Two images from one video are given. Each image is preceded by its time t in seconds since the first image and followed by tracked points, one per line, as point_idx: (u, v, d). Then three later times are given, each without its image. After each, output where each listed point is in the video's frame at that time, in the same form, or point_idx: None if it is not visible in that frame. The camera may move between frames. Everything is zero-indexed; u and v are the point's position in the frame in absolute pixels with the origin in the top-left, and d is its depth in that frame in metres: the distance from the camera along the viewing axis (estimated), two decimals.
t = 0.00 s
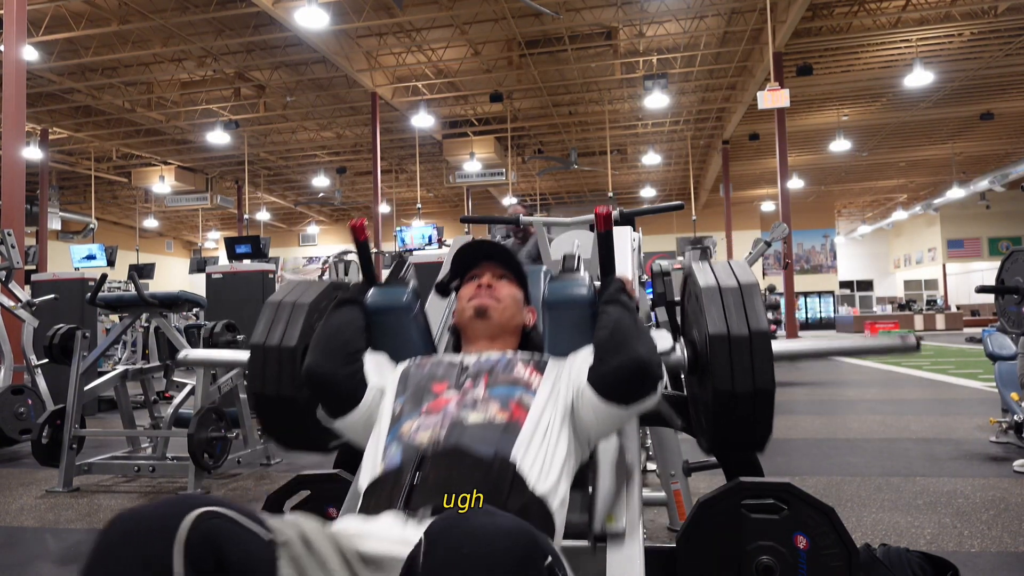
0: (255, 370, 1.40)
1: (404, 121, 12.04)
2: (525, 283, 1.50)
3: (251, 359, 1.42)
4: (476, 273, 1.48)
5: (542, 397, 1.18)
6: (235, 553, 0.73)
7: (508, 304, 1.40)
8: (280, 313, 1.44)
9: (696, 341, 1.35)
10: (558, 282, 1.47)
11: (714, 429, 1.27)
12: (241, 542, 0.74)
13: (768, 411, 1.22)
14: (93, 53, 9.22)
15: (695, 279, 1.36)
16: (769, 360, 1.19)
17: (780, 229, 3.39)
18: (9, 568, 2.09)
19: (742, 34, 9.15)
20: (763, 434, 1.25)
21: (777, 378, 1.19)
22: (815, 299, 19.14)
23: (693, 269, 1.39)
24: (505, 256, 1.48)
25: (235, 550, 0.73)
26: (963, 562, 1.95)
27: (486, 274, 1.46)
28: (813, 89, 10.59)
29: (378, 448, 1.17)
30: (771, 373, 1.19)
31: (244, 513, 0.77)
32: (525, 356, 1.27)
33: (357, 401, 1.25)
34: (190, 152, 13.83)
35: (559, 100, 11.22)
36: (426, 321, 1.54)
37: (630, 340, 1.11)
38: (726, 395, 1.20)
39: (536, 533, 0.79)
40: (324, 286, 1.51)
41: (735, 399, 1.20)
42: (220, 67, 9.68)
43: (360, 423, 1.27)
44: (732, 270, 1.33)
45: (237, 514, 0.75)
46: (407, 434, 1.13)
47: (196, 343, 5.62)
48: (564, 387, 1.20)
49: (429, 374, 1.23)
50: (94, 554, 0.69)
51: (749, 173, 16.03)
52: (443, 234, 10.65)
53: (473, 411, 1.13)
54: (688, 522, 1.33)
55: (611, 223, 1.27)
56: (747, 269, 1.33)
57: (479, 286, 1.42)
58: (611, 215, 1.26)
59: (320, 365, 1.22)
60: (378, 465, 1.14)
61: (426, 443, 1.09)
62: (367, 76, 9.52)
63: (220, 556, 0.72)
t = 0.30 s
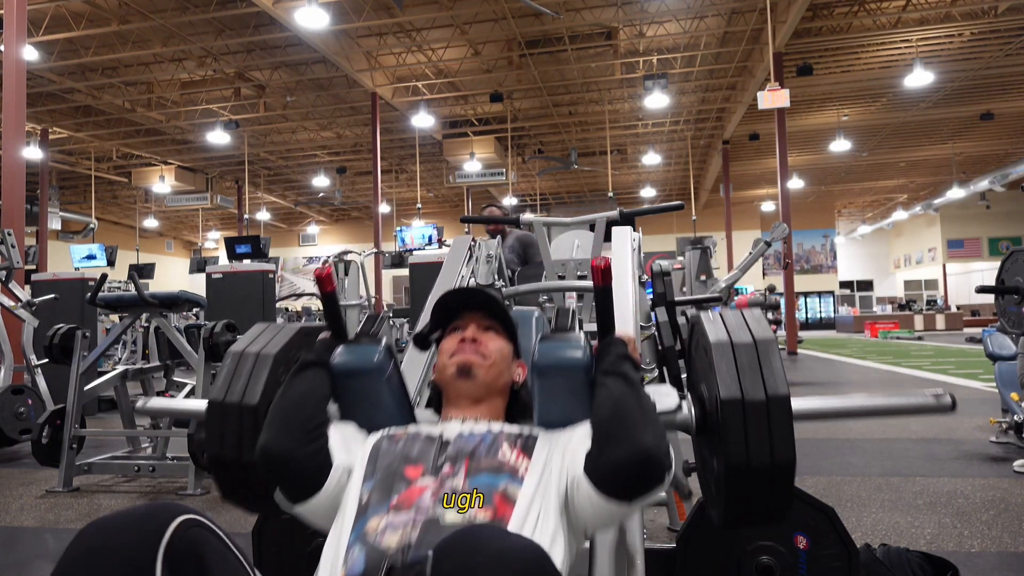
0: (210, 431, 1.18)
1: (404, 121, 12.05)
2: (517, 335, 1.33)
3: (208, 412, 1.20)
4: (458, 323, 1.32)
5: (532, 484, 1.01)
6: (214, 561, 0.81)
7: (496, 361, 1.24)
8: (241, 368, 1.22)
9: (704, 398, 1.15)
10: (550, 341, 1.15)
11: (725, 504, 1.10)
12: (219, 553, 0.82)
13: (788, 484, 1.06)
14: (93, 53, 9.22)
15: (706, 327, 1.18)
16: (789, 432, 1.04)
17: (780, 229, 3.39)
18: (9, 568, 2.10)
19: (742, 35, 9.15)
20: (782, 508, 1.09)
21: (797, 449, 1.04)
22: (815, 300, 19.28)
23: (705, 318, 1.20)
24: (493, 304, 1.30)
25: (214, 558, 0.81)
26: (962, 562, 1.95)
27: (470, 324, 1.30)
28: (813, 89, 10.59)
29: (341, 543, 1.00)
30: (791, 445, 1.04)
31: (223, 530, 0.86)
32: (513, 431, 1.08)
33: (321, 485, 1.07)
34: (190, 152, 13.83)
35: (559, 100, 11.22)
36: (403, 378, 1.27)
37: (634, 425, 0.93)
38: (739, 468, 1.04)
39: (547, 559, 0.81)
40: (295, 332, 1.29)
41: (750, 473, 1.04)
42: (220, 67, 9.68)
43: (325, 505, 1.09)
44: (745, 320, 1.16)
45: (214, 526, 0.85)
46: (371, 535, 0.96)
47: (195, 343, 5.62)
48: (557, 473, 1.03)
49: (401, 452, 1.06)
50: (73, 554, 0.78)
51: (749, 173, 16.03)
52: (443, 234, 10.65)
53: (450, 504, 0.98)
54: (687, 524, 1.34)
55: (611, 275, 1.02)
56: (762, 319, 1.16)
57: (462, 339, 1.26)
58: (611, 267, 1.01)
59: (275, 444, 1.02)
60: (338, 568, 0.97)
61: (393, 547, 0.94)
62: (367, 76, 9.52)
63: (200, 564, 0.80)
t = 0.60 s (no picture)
0: (192, 461, 1.17)
1: (404, 121, 12.05)
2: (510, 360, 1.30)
3: (188, 442, 1.18)
4: (449, 346, 1.29)
5: (523, 528, 1.00)
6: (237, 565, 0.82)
7: (485, 391, 1.23)
8: (221, 394, 1.21)
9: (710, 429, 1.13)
10: (547, 372, 1.09)
11: (733, 541, 1.05)
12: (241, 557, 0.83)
13: (797, 521, 1.01)
14: (93, 53, 9.22)
15: (712, 350, 1.16)
16: (799, 465, 0.99)
17: (780, 229, 3.39)
18: (10, 567, 2.10)
19: (742, 35, 9.15)
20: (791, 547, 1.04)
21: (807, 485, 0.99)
22: (815, 300, 19.27)
23: (713, 340, 1.18)
24: (484, 328, 1.27)
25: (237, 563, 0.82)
26: (963, 562, 1.95)
27: (462, 349, 1.28)
28: (813, 89, 10.59)
29: None
30: (800, 479, 0.99)
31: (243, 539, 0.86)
32: (505, 470, 1.09)
33: (300, 530, 1.03)
34: (190, 152, 13.84)
35: (559, 100, 11.22)
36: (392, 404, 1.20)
37: (635, 475, 0.92)
38: (747, 503, 0.99)
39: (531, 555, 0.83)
40: (279, 354, 1.28)
41: (757, 509, 1.00)
42: (220, 67, 9.69)
43: (303, 553, 1.05)
44: (752, 345, 1.12)
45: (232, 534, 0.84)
46: None
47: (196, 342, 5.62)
48: (552, 515, 1.01)
49: (389, 490, 1.06)
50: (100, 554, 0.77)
51: (749, 173, 16.03)
52: (443, 234, 10.65)
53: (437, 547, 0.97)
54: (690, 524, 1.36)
55: (610, 305, 1.04)
56: (773, 345, 1.12)
57: (454, 365, 1.24)
58: (610, 296, 1.03)
59: (249, 492, 1.00)
60: None
61: None
62: (367, 76, 9.52)
63: (224, 566, 0.80)
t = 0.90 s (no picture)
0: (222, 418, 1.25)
1: (404, 121, 12.05)
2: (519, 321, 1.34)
3: (218, 403, 1.27)
4: (461, 309, 1.32)
5: (535, 460, 1.02)
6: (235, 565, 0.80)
7: (495, 345, 1.24)
8: (251, 354, 1.29)
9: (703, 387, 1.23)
10: (554, 328, 1.20)
11: (724, 486, 1.16)
12: (240, 553, 0.81)
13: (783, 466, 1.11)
14: (93, 53, 9.22)
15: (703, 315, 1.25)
16: (783, 415, 1.09)
17: (780, 229, 3.38)
18: (10, 568, 2.10)
19: (742, 35, 9.15)
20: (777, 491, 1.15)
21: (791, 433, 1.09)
22: (815, 300, 19.25)
23: (703, 306, 1.28)
24: (494, 290, 1.31)
25: (235, 561, 0.80)
26: (963, 562, 1.95)
27: (474, 310, 1.30)
28: (813, 89, 10.58)
29: (350, 521, 1.01)
30: (786, 427, 1.09)
31: (247, 532, 0.85)
32: (516, 412, 1.10)
33: (333, 465, 1.09)
34: (190, 152, 13.84)
35: (559, 100, 11.21)
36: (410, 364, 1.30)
37: (636, 404, 0.97)
38: (736, 452, 1.10)
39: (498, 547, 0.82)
40: (302, 320, 1.37)
41: (746, 456, 1.10)
42: (220, 67, 9.68)
43: (335, 487, 1.11)
44: (742, 308, 1.22)
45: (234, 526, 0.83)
46: (381, 507, 0.98)
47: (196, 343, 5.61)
48: (561, 448, 1.05)
49: (407, 430, 1.07)
50: (100, 549, 0.77)
51: (749, 173, 16.03)
52: (443, 234, 10.65)
53: (456, 479, 0.99)
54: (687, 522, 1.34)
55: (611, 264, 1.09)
56: (759, 308, 1.22)
57: (465, 324, 1.26)
58: (612, 256, 1.08)
59: (291, 428, 1.05)
60: (348, 543, 0.99)
61: (404, 519, 0.95)
62: (367, 76, 9.52)
63: (222, 565, 0.79)
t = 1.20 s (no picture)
0: (264, 360, 1.42)
1: (404, 121, 12.05)
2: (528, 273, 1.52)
3: (259, 349, 1.43)
4: (477, 261, 1.50)
5: (546, 379, 1.20)
6: (260, 543, 0.73)
7: (510, 289, 1.42)
8: (286, 305, 1.46)
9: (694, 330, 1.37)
10: (561, 272, 1.46)
11: (714, 416, 1.29)
12: (267, 529, 0.74)
13: (765, 397, 1.24)
14: (93, 53, 9.23)
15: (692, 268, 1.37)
16: (765, 350, 1.21)
17: (780, 229, 3.38)
18: (10, 568, 2.10)
19: (742, 35, 9.15)
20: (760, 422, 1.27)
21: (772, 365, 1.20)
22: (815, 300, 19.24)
23: (690, 261, 1.40)
24: (508, 243, 1.48)
25: (261, 538, 0.73)
26: (963, 562, 1.95)
27: (489, 261, 1.48)
28: (813, 89, 10.59)
29: (387, 428, 1.19)
30: (767, 361, 1.21)
31: (275, 505, 0.77)
32: (529, 343, 1.29)
33: (367, 387, 1.28)
34: (190, 152, 13.85)
35: (559, 100, 11.22)
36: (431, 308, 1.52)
37: (635, 328, 1.15)
38: (723, 383, 1.22)
39: (512, 521, 0.78)
40: (331, 278, 1.54)
41: (732, 386, 1.22)
42: (220, 67, 9.68)
43: (370, 406, 1.29)
44: (730, 260, 1.33)
45: (261, 504, 0.76)
46: (416, 415, 1.15)
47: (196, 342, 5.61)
48: (569, 370, 1.23)
49: (435, 358, 1.26)
50: (133, 542, 0.71)
51: (749, 173, 16.04)
52: (443, 234, 10.65)
53: (480, 393, 1.15)
54: (688, 523, 1.34)
55: (612, 215, 1.33)
56: (745, 260, 1.34)
57: (481, 273, 1.44)
58: (611, 206, 1.32)
59: (331, 351, 1.25)
60: (386, 446, 1.15)
61: (435, 423, 1.11)
62: (367, 76, 9.52)
63: (245, 545, 0.72)
